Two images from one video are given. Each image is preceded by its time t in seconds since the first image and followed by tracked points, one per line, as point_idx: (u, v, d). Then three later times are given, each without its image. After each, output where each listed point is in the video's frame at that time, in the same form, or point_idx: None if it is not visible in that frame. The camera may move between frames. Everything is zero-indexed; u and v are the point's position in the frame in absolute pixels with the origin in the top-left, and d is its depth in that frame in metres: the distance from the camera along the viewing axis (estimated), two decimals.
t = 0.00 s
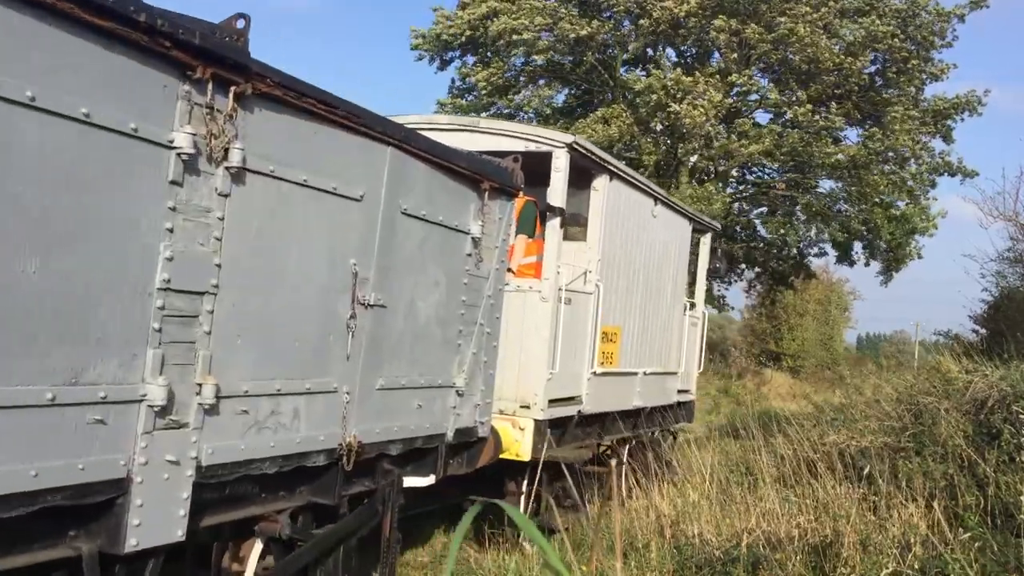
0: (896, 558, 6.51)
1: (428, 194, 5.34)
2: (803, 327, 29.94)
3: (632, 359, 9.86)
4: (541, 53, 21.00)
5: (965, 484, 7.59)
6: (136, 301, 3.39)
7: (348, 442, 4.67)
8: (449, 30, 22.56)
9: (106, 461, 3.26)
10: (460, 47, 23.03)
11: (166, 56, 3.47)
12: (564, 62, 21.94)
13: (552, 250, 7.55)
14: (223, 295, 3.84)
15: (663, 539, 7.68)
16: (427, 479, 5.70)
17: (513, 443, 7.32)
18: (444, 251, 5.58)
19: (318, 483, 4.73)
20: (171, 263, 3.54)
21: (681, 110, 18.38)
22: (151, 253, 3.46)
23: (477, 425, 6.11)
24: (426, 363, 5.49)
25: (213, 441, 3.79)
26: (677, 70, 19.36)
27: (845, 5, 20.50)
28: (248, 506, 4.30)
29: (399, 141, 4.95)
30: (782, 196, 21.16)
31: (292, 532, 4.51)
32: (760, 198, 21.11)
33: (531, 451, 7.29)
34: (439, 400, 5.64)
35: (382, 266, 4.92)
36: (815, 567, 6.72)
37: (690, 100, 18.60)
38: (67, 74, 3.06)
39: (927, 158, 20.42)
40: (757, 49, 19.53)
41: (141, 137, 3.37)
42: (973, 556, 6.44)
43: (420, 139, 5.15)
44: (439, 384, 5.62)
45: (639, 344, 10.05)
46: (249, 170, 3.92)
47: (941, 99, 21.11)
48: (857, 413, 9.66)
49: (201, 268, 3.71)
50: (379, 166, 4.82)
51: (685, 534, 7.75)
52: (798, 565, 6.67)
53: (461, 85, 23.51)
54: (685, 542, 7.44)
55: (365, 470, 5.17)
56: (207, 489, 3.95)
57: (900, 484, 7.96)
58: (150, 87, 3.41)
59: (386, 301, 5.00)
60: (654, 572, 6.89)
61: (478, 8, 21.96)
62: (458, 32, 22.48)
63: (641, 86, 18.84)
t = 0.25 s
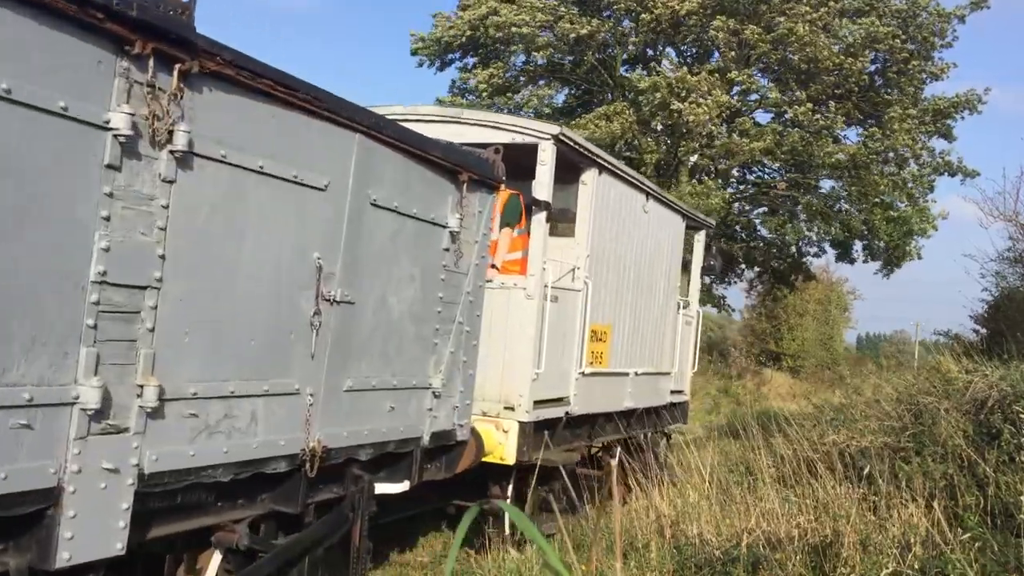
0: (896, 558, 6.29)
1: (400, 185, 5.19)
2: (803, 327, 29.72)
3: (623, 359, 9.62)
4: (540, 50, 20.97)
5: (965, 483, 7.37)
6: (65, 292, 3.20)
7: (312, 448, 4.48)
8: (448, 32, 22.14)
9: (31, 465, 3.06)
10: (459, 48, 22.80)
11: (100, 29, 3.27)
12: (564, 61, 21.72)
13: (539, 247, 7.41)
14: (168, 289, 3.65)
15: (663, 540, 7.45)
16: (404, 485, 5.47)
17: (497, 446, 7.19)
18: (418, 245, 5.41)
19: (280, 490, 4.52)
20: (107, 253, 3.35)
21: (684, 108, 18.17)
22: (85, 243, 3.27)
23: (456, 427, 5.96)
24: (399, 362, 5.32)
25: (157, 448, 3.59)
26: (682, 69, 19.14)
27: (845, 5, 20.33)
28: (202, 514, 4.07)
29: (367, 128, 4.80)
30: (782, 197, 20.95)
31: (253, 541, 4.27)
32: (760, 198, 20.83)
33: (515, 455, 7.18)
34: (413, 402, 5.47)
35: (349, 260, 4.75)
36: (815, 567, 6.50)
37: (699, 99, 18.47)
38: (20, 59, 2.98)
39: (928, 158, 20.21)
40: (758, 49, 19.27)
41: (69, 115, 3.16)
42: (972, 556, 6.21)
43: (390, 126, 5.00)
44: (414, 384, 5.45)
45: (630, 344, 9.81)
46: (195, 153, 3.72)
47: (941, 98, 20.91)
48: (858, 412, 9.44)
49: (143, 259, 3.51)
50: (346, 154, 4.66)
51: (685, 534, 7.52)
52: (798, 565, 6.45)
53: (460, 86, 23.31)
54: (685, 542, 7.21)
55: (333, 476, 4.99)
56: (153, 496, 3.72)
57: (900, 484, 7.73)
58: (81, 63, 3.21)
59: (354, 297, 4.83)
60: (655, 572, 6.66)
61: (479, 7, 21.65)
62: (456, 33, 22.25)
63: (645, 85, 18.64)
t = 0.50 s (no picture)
0: (895, 558, 6.21)
1: (363, 173, 5.15)
2: (802, 327, 29.64)
3: (610, 358, 9.57)
4: (540, 48, 20.90)
5: (964, 483, 7.28)
6: None
7: (264, 453, 4.41)
8: (448, 30, 21.99)
9: None
10: (459, 47, 22.65)
11: None
12: (564, 60, 21.73)
13: (520, 243, 7.39)
14: (96, 279, 3.52)
15: (663, 540, 7.38)
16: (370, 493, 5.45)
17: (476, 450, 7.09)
18: (381, 238, 5.37)
19: (231, 500, 4.43)
20: (25, 242, 3.22)
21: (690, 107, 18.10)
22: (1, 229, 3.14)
23: (429, 431, 5.96)
24: (362, 361, 5.28)
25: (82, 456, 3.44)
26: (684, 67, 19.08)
27: (845, 5, 20.27)
28: (143, 526, 3.98)
29: (324, 110, 4.74)
30: (783, 197, 20.88)
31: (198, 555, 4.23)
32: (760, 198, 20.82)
33: (495, 457, 7.07)
34: (379, 403, 5.42)
35: (305, 253, 4.69)
36: (815, 567, 6.42)
37: (704, 99, 18.47)
38: None
39: (928, 159, 20.15)
40: (759, 48, 19.18)
41: None
42: (972, 557, 6.13)
43: (351, 109, 4.96)
44: (379, 386, 5.41)
45: (618, 343, 9.75)
46: (126, 133, 3.59)
47: (941, 98, 20.84)
48: (857, 412, 9.37)
49: (69, 249, 3.39)
50: (301, 140, 4.61)
51: (685, 534, 7.45)
52: (798, 564, 6.36)
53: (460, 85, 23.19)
54: (685, 542, 7.14)
55: (291, 484, 4.97)
56: (86, 509, 3.62)
57: (900, 484, 7.63)
58: None
59: (311, 292, 4.77)
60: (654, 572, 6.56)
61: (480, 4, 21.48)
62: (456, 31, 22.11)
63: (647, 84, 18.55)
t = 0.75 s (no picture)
0: (896, 558, 6.12)
1: (329, 160, 4.91)
2: (803, 327, 29.56)
3: (598, 356, 9.38)
4: (541, 46, 20.86)
5: (965, 483, 7.18)
6: None
7: (217, 460, 4.16)
8: (448, 25, 21.99)
9: None
10: (460, 45, 22.57)
11: None
12: (564, 60, 21.84)
13: (500, 237, 7.04)
14: (19, 271, 3.22)
15: (662, 540, 7.29)
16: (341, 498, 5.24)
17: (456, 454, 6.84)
18: (348, 232, 5.13)
19: (181, 510, 4.19)
20: None
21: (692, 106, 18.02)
22: None
23: (403, 435, 5.76)
24: (328, 361, 5.04)
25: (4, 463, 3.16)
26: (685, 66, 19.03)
27: (847, 5, 20.21)
28: (83, 539, 3.77)
29: (285, 90, 4.49)
30: (783, 197, 20.78)
31: (144, 569, 3.99)
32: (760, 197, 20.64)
33: (476, 462, 6.84)
34: (347, 405, 5.20)
35: (261, 243, 4.43)
36: (816, 568, 6.33)
37: (701, 99, 18.34)
38: None
39: (929, 159, 20.06)
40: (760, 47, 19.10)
41: None
42: (971, 557, 6.04)
43: (315, 93, 4.72)
44: (347, 389, 5.19)
45: (606, 341, 9.56)
46: (54, 111, 3.31)
47: (941, 99, 20.76)
48: (858, 412, 9.28)
49: None
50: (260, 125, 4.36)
51: (685, 534, 7.36)
52: (798, 564, 6.27)
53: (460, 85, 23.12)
54: (685, 542, 7.05)
55: (252, 492, 4.72)
56: (16, 521, 3.39)
57: (900, 483, 7.53)
58: None
59: (271, 287, 4.53)
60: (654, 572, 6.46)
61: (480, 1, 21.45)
62: (457, 29, 22.04)
63: (648, 82, 18.48)
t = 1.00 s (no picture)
0: (897, 559, 6.44)
1: (282, 142, 4.62)
2: (803, 327, 29.88)
3: (585, 354, 9.31)
4: (543, 45, 21.23)
5: (965, 483, 7.47)
6: None
7: (154, 468, 3.84)
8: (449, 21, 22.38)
9: None
10: (462, 42, 22.91)
11: None
12: (564, 60, 22.11)
13: (482, 230, 7.04)
14: None
15: (664, 539, 7.59)
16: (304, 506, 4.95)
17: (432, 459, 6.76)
18: (305, 222, 4.82)
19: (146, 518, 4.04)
20: None
21: (694, 105, 18.31)
22: None
23: (370, 440, 5.44)
24: (283, 360, 4.73)
25: None
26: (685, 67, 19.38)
27: (847, 6, 20.51)
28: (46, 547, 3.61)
29: (227, 67, 4.16)
30: (783, 197, 20.88)
31: None
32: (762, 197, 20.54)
33: (453, 467, 6.73)
34: (307, 408, 4.90)
35: (205, 232, 4.13)
36: (816, 568, 6.61)
37: (703, 97, 18.67)
38: None
39: (929, 161, 20.36)
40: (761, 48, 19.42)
41: None
42: (974, 557, 6.32)
43: (267, 71, 4.41)
44: (306, 390, 4.88)
45: (593, 339, 9.50)
46: None
47: (941, 101, 21.06)
48: (858, 412, 9.58)
49: None
50: (202, 106, 4.06)
51: (685, 534, 7.67)
52: (799, 564, 6.57)
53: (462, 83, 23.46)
54: (686, 542, 7.35)
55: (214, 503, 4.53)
56: None
57: (900, 484, 7.83)
58: None
59: (218, 281, 4.24)
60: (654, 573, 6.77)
61: None
62: (460, 26, 22.39)
63: (648, 83, 18.82)
